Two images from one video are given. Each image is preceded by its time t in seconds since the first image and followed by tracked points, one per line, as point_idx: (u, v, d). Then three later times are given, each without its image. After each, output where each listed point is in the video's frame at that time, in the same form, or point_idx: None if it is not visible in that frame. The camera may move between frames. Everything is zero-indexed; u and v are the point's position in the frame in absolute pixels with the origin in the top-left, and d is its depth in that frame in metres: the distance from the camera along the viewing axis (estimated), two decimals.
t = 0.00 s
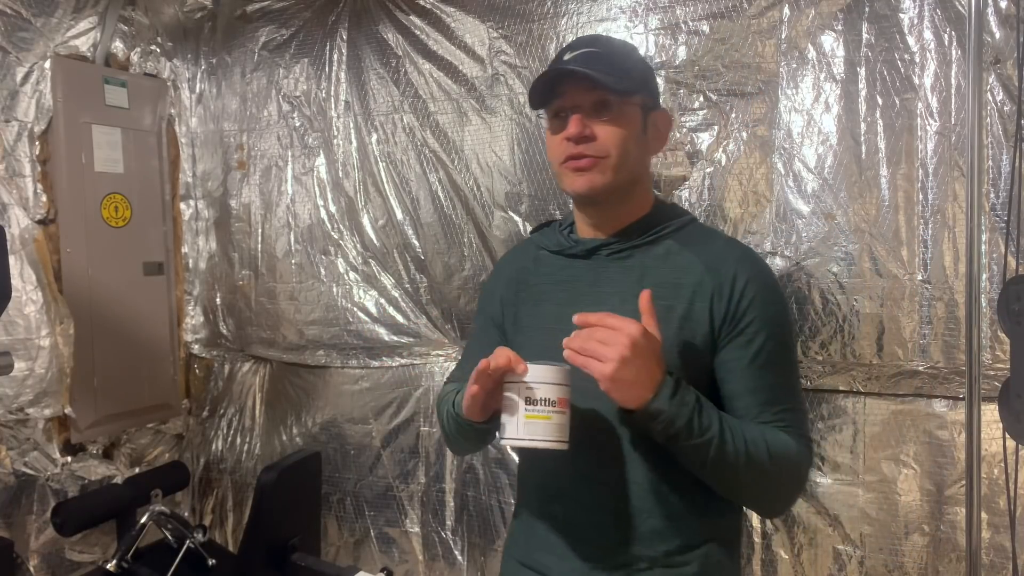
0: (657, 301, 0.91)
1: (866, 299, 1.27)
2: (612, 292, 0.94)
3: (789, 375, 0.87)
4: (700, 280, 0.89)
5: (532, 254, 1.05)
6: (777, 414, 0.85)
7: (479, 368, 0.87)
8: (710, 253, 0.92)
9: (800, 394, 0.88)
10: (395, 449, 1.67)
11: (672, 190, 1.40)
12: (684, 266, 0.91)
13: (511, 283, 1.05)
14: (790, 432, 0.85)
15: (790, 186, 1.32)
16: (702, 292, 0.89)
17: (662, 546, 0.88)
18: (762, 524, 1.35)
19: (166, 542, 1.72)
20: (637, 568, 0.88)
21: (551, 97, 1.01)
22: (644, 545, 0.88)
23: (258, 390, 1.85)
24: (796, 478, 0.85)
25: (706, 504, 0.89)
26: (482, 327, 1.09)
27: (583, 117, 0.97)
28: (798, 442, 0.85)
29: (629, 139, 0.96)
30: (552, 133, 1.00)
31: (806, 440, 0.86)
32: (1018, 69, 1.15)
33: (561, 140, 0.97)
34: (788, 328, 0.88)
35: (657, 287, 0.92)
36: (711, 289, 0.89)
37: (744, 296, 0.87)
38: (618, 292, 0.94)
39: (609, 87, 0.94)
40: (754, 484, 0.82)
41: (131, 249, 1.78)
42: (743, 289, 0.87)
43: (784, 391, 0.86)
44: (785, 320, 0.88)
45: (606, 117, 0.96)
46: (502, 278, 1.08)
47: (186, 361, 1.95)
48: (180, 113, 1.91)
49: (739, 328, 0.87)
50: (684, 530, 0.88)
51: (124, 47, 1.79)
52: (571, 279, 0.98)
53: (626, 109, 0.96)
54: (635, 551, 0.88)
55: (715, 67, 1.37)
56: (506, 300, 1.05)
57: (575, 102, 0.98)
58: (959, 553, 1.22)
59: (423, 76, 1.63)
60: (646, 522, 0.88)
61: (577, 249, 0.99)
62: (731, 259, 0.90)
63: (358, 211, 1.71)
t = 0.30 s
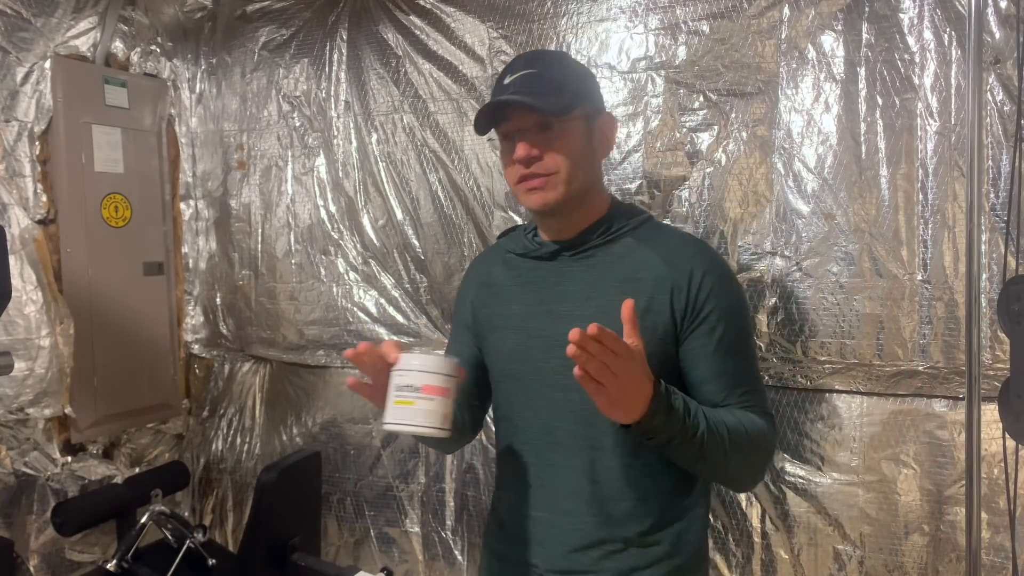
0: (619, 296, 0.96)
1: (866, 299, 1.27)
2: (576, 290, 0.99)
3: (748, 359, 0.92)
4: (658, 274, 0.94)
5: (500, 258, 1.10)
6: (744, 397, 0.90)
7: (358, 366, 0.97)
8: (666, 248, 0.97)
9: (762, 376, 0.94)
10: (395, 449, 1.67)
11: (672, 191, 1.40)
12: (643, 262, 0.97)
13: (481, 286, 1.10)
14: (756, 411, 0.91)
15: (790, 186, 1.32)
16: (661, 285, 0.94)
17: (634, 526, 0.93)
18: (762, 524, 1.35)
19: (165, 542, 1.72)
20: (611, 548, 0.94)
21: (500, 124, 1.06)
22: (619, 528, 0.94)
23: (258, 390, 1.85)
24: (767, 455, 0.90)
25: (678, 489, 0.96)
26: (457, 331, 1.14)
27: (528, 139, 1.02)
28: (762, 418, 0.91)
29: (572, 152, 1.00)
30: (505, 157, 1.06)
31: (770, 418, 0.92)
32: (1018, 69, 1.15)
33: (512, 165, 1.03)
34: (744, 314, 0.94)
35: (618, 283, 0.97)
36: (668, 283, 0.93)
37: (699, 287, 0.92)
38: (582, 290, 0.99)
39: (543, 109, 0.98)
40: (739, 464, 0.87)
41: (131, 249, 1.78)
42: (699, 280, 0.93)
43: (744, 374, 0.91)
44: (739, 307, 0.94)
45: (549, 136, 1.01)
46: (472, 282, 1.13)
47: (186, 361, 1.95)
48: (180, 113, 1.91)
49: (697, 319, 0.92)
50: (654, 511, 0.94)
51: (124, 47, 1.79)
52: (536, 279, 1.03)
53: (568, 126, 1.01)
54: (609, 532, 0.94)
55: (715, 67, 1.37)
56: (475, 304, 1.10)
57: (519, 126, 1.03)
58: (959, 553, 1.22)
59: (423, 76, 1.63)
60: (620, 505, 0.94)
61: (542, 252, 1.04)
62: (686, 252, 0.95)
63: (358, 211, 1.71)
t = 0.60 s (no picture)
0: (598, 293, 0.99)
1: (866, 299, 1.27)
2: (557, 288, 1.02)
3: (719, 350, 0.97)
4: (635, 271, 0.98)
5: (479, 260, 1.13)
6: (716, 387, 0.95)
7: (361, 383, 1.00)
8: (639, 246, 1.01)
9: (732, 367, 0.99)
10: (395, 449, 1.67)
11: (672, 191, 1.40)
12: (618, 260, 1.00)
13: (460, 288, 1.13)
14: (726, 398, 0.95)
15: (790, 186, 1.32)
16: (638, 281, 0.98)
17: (621, 513, 0.96)
18: (762, 524, 1.35)
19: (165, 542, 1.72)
20: (600, 536, 0.96)
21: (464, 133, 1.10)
22: (608, 516, 0.96)
23: (258, 390, 1.85)
24: (737, 441, 0.95)
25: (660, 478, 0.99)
26: (438, 334, 1.16)
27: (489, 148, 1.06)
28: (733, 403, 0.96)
29: (533, 155, 1.03)
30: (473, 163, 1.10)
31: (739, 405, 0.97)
32: (1018, 69, 1.15)
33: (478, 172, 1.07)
34: (714, 309, 0.99)
35: (595, 280, 1.00)
36: (644, 278, 0.97)
37: (671, 281, 0.97)
38: (563, 287, 1.02)
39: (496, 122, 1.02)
40: (706, 451, 0.90)
41: (131, 249, 1.78)
42: (673, 276, 0.97)
43: (714, 361, 0.96)
44: (707, 299, 0.98)
45: (508, 141, 1.04)
46: (452, 285, 1.15)
47: (186, 361, 1.95)
48: (180, 113, 1.91)
49: (670, 311, 0.96)
50: (638, 498, 0.97)
51: (124, 47, 1.79)
52: (518, 279, 1.06)
53: (525, 128, 1.04)
54: (599, 520, 0.96)
55: (715, 68, 1.37)
56: (455, 305, 1.12)
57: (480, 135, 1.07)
58: (959, 553, 1.22)
59: (423, 76, 1.63)
60: (607, 493, 0.97)
61: (522, 252, 1.07)
62: (659, 248, 1.00)
63: (358, 211, 1.71)
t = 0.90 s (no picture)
0: (592, 290, 1.00)
1: (866, 299, 1.27)
2: (550, 286, 1.03)
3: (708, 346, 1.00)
4: (627, 268, 1.00)
5: (471, 263, 1.13)
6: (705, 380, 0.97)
7: (350, 358, 0.91)
8: (630, 246, 1.03)
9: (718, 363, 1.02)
10: (395, 448, 1.67)
11: (672, 191, 1.40)
12: (611, 259, 1.01)
13: (452, 290, 1.12)
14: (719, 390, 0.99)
15: (790, 186, 1.32)
16: (631, 278, 0.99)
17: (615, 506, 0.97)
18: (762, 524, 1.35)
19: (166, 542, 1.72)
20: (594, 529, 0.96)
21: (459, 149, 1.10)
22: (604, 510, 0.97)
23: (258, 390, 1.85)
24: (728, 431, 0.98)
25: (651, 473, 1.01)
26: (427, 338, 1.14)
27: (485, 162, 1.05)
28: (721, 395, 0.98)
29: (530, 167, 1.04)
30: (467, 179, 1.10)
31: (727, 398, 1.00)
32: (1018, 69, 1.15)
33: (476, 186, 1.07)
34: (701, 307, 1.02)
35: (588, 279, 1.01)
36: (636, 276, 0.99)
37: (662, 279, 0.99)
38: (557, 284, 1.02)
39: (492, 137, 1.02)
40: (707, 434, 0.93)
41: (131, 249, 1.78)
42: (664, 273, 1.00)
43: (701, 355, 0.98)
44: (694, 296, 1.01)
45: (502, 154, 1.04)
46: (444, 289, 1.15)
47: (186, 361, 1.95)
48: (180, 113, 1.91)
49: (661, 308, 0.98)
50: (632, 493, 0.99)
51: (124, 47, 1.79)
52: (512, 278, 1.06)
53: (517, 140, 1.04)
54: (594, 513, 0.97)
55: (715, 68, 1.37)
56: (448, 307, 1.11)
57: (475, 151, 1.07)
58: (959, 553, 1.22)
59: (423, 76, 1.63)
60: (603, 485, 0.97)
61: (515, 254, 1.08)
62: (649, 248, 1.02)
63: (358, 211, 1.71)
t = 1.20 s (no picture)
0: (591, 290, 1.00)
1: (866, 299, 1.27)
2: (549, 285, 1.02)
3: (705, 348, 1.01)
4: (626, 270, 1.01)
5: (468, 264, 1.13)
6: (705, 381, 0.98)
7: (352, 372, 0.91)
8: (627, 248, 1.04)
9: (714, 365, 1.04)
10: (395, 448, 1.67)
11: (672, 191, 1.40)
12: (609, 260, 1.02)
13: (449, 291, 1.12)
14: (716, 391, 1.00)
15: (790, 186, 1.32)
16: (630, 280, 1.00)
17: (615, 503, 0.98)
18: (762, 524, 1.35)
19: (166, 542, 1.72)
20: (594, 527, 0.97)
21: (469, 134, 1.10)
22: (601, 508, 0.98)
23: (258, 390, 1.85)
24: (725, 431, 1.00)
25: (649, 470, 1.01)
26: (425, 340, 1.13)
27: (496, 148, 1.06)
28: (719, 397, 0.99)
29: (539, 160, 1.06)
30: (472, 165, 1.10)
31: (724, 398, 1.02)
32: (1018, 69, 1.15)
33: (481, 170, 1.07)
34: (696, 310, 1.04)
35: (587, 279, 1.01)
36: (634, 276, 1.00)
37: (659, 279, 1.01)
38: (556, 284, 1.02)
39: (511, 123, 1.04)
40: (709, 438, 0.95)
41: (131, 249, 1.78)
42: (661, 277, 1.01)
43: (699, 356, 0.99)
44: (690, 299, 1.03)
45: (514, 144, 1.05)
46: (441, 290, 1.14)
47: (186, 361, 1.95)
48: (180, 113, 1.91)
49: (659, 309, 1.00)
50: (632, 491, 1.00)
51: (124, 47, 1.79)
52: (511, 278, 1.06)
53: (530, 135, 1.06)
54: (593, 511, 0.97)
55: (715, 68, 1.37)
56: (445, 308, 1.10)
57: (487, 137, 1.08)
58: (959, 553, 1.22)
59: (423, 76, 1.63)
60: (603, 483, 0.98)
61: (513, 254, 1.07)
62: (646, 250, 1.04)
63: (358, 211, 1.72)
